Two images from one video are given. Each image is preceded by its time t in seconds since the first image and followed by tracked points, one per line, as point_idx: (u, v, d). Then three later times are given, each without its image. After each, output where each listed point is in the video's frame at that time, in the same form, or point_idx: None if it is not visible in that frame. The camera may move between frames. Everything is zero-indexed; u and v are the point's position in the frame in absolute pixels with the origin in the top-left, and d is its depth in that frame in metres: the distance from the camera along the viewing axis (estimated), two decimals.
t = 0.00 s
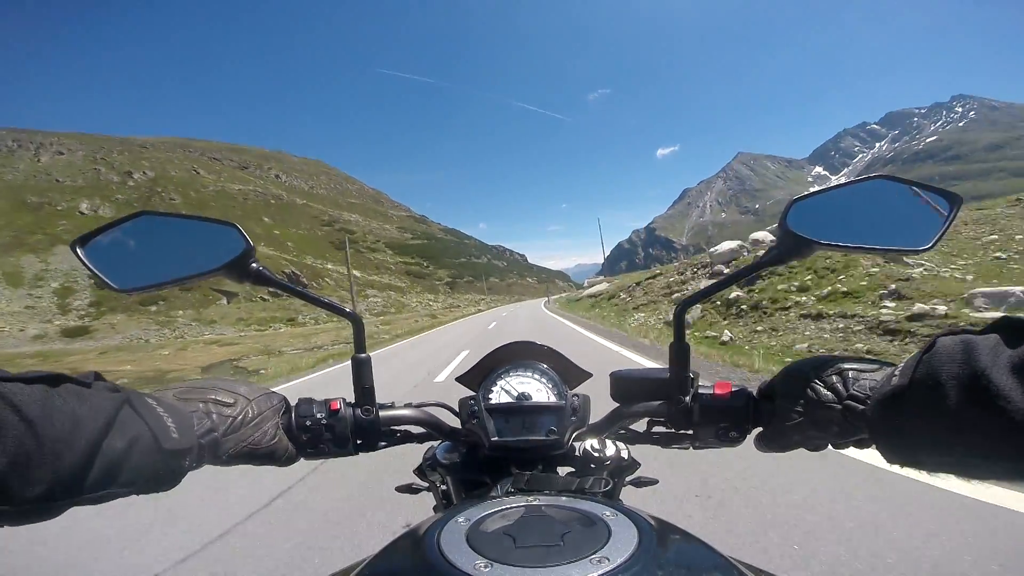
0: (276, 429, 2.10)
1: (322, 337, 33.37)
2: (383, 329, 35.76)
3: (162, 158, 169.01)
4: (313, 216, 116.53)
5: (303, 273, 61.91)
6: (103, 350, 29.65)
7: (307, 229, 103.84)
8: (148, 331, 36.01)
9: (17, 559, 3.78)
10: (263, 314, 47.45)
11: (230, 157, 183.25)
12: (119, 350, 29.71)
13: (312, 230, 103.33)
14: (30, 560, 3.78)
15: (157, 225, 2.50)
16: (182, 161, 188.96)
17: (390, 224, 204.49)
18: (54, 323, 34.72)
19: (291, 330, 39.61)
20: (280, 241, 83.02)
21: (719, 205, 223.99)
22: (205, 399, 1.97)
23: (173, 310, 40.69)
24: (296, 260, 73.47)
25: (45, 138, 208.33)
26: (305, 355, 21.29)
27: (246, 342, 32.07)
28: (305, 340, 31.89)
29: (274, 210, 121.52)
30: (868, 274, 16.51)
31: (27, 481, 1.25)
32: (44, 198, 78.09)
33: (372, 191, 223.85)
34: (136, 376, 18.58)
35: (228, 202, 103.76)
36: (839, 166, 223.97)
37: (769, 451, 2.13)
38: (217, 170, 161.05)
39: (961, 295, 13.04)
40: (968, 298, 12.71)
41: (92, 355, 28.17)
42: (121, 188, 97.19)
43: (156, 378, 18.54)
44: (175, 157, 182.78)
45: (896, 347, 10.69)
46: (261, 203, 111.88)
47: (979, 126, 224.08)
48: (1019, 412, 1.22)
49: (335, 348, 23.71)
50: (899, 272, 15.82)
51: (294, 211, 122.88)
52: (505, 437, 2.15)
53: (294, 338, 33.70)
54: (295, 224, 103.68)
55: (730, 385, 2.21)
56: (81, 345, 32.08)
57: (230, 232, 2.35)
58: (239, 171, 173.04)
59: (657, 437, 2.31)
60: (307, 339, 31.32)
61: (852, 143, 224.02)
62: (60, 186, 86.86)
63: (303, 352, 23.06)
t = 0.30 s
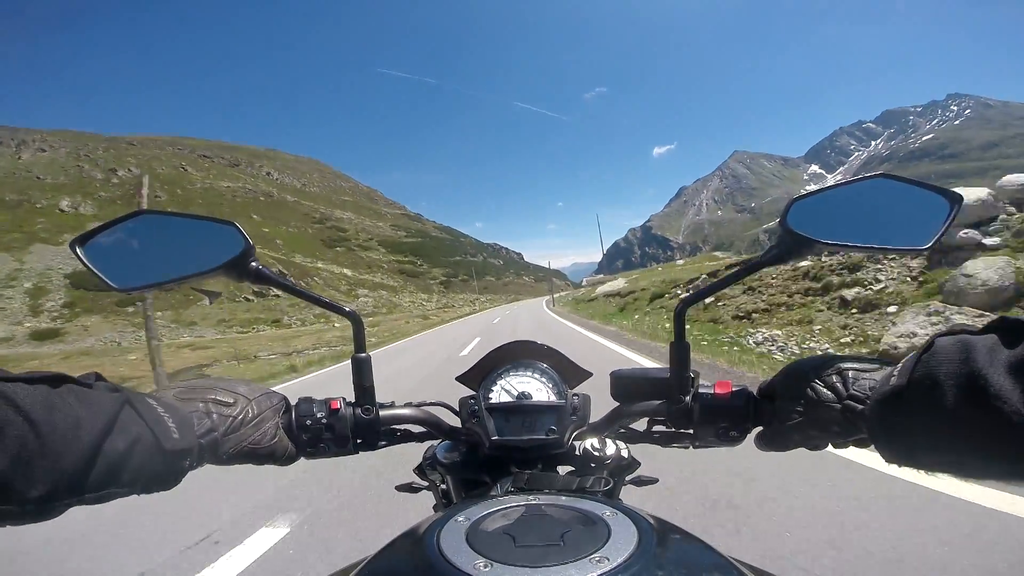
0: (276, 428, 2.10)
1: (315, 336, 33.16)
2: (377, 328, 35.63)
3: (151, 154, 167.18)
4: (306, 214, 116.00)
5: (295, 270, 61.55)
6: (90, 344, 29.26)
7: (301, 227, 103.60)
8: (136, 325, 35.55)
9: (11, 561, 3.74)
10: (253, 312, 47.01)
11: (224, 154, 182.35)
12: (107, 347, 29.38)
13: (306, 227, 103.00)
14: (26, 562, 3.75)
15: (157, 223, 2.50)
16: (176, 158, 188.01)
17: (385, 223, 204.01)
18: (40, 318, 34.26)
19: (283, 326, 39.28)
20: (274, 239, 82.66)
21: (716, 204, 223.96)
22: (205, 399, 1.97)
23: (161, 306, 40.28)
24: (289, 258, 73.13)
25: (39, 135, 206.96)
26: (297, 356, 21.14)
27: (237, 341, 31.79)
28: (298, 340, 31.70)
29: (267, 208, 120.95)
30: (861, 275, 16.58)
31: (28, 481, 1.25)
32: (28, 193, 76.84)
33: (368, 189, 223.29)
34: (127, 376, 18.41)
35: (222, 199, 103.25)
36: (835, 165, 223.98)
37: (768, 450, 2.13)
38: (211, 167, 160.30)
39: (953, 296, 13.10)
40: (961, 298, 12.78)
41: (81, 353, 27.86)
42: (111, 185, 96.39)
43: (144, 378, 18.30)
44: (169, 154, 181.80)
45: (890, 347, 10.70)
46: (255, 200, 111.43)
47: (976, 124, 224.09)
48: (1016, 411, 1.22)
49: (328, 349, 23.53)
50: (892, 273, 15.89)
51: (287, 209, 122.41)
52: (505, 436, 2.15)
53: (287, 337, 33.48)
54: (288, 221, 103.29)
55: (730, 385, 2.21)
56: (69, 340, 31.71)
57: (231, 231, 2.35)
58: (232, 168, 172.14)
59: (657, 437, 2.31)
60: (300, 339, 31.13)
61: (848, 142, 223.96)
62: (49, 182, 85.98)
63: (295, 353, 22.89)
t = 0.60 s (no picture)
0: (276, 429, 2.10)
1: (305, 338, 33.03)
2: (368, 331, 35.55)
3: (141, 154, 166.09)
4: (297, 214, 115.64)
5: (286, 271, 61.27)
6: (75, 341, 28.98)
7: (292, 227, 103.33)
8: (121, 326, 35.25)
9: (6, 565, 3.71)
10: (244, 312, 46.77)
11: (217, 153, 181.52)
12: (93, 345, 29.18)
13: (297, 228, 102.68)
14: (21, 565, 3.72)
15: (157, 224, 2.50)
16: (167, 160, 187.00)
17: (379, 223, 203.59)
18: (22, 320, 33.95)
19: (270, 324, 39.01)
20: (264, 240, 82.27)
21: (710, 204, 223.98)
22: (204, 400, 1.96)
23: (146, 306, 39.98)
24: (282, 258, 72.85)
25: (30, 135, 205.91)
26: (287, 358, 21.05)
27: (225, 344, 31.61)
28: (288, 341, 31.52)
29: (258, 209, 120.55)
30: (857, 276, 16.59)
31: (27, 482, 1.25)
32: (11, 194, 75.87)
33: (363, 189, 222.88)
34: (114, 378, 18.28)
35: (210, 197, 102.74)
36: (829, 165, 224.01)
37: (768, 451, 2.13)
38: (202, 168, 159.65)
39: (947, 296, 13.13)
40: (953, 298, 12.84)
41: (66, 356, 27.61)
42: (96, 187, 95.45)
43: (135, 380, 18.16)
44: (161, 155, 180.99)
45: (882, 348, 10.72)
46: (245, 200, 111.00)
47: (969, 123, 224.01)
48: (1016, 410, 1.22)
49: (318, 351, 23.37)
50: (885, 275, 15.92)
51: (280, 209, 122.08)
52: (505, 437, 2.15)
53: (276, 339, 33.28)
54: (280, 222, 103.01)
55: (730, 386, 2.21)
56: (52, 342, 31.41)
57: (231, 233, 2.35)
58: (223, 169, 171.30)
59: (657, 437, 2.31)
60: (290, 341, 31.02)
61: (841, 142, 224.02)
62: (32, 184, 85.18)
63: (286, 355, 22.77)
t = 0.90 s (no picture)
0: (277, 428, 2.10)
1: (294, 338, 32.88)
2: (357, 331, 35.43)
3: (130, 153, 165.03)
4: (288, 213, 115.36)
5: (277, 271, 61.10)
6: (56, 342, 28.67)
7: (281, 226, 103.08)
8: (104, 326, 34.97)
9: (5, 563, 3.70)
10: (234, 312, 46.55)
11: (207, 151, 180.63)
12: (75, 344, 28.91)
13: (287, 226, 102.48)
14: (18, 563, 3.70)
15: (155, 223, 2.50)
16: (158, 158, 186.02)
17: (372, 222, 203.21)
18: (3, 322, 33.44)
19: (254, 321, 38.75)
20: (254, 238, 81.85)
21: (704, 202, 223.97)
22: (205, 399, 1.96)
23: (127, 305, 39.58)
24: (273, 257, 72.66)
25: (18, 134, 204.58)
26: (275, 358, 20.93)
27: (210, 344, 31.40)
28: (275, 342, 31.36)
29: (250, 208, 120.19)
30: (853, 278, 16.62)
31: (27, 482, 1.25)
32: None
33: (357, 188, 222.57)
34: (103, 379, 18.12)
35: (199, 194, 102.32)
36: (822, 163, 223.99)
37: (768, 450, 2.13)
38: (191, 166, 158.92)
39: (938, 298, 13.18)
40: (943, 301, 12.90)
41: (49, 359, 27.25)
42: (79, 185, 94.55)
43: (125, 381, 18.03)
44: (151, 153, 180.11)
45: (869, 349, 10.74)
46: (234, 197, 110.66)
47: (961, 120, 223.95)
48: (1016, 412, 1.23)
49: (305, 351, 23.22)
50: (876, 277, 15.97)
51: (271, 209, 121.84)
52: (506, 436, 2.14)
53: (263, 339, 33.08)
54: (271, 220, 102.78)
55: (731, 386, 2.20)
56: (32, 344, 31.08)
57: (232, 232, 2.34)
58: (212, 166, 170.65)
59: (658, 436, 2.30)
60: (277, 341, 30.82)
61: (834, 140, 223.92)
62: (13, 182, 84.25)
63: (275, 355, 22.63)
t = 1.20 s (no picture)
0: (276, 429, 2.10)
1: (283, 341, 32.64)
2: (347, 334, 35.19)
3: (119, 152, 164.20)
4: (280, 213, 115.02)
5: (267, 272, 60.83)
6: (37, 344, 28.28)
7: (272, 227, 102.66)
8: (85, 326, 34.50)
9: None
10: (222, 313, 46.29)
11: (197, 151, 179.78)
12: (56, 347, 28.55)
13: (278, 226, 102.13)
14: (14, 565, 3.68)
15: (156, 225, 2.50)
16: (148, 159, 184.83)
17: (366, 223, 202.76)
18: None
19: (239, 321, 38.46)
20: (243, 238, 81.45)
21: (699, 204, 224.01)
22: (205, 400, 1.97)
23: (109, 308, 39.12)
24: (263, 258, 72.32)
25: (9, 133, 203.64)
26: (263, 361, 20.78)
27: (195, 346, 31.07)
28: (262, 345, 31.12)
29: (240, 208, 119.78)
30: (846, 281, 16.67)
31: (27, 481, 1.25)
32: None
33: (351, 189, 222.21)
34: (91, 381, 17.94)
35: (187, 194, 101.72)
36: (815, 164, 224.05)
37: (767, 451, 2.14)
38: (180, 166, 157.99)
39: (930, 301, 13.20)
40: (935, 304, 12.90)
41: (35, 362, 26.92)
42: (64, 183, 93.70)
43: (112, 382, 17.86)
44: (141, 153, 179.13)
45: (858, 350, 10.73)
46: (224, 197, 110.22)
47: (954, 120, 223.99)
48: (1016, 413, 1.23)
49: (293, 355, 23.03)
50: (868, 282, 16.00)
51: (263, 209, 121.52)
52: (505, 437, 2.15)
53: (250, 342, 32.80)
54: (262, 221, 102.39)
55: (730, 387, 2.21)
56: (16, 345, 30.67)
57: (232, 234, 2.35)
58: (202, 167, 169.98)
59: (657, 437, 2.31)
60: (266, 345, 30.62)
61: (827, 141, 224.01)
62: None
63: (263, 359, 22.45)
